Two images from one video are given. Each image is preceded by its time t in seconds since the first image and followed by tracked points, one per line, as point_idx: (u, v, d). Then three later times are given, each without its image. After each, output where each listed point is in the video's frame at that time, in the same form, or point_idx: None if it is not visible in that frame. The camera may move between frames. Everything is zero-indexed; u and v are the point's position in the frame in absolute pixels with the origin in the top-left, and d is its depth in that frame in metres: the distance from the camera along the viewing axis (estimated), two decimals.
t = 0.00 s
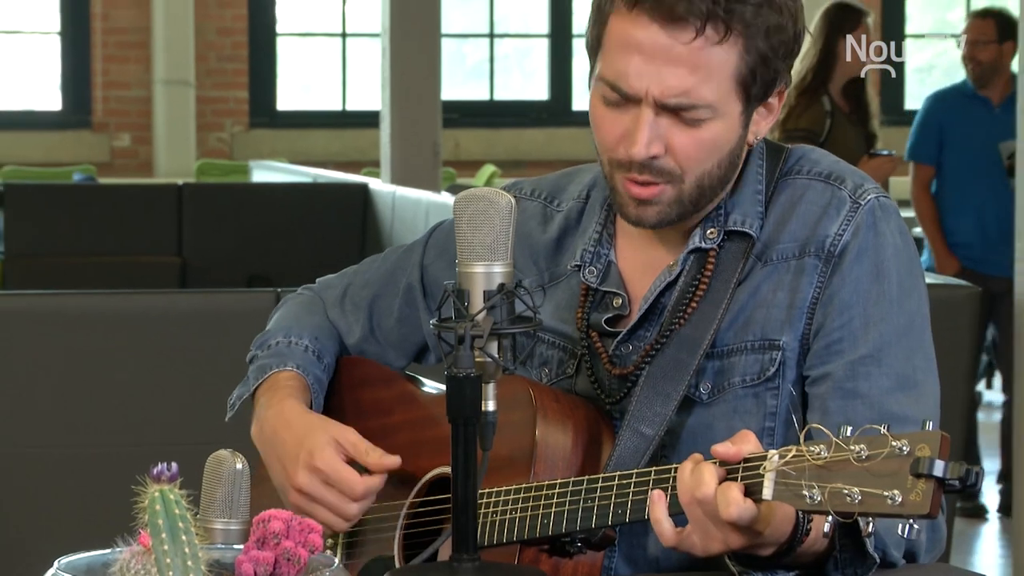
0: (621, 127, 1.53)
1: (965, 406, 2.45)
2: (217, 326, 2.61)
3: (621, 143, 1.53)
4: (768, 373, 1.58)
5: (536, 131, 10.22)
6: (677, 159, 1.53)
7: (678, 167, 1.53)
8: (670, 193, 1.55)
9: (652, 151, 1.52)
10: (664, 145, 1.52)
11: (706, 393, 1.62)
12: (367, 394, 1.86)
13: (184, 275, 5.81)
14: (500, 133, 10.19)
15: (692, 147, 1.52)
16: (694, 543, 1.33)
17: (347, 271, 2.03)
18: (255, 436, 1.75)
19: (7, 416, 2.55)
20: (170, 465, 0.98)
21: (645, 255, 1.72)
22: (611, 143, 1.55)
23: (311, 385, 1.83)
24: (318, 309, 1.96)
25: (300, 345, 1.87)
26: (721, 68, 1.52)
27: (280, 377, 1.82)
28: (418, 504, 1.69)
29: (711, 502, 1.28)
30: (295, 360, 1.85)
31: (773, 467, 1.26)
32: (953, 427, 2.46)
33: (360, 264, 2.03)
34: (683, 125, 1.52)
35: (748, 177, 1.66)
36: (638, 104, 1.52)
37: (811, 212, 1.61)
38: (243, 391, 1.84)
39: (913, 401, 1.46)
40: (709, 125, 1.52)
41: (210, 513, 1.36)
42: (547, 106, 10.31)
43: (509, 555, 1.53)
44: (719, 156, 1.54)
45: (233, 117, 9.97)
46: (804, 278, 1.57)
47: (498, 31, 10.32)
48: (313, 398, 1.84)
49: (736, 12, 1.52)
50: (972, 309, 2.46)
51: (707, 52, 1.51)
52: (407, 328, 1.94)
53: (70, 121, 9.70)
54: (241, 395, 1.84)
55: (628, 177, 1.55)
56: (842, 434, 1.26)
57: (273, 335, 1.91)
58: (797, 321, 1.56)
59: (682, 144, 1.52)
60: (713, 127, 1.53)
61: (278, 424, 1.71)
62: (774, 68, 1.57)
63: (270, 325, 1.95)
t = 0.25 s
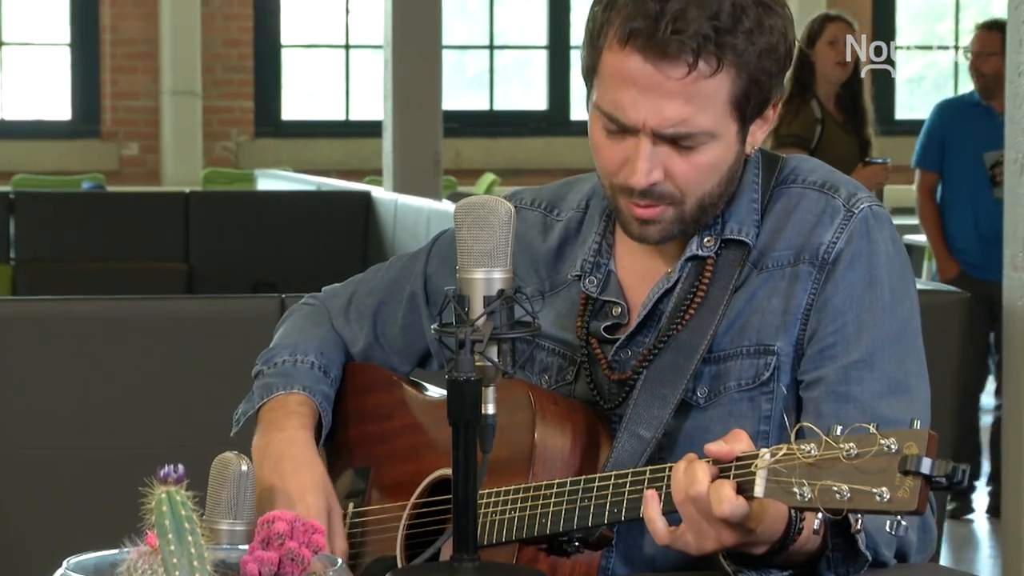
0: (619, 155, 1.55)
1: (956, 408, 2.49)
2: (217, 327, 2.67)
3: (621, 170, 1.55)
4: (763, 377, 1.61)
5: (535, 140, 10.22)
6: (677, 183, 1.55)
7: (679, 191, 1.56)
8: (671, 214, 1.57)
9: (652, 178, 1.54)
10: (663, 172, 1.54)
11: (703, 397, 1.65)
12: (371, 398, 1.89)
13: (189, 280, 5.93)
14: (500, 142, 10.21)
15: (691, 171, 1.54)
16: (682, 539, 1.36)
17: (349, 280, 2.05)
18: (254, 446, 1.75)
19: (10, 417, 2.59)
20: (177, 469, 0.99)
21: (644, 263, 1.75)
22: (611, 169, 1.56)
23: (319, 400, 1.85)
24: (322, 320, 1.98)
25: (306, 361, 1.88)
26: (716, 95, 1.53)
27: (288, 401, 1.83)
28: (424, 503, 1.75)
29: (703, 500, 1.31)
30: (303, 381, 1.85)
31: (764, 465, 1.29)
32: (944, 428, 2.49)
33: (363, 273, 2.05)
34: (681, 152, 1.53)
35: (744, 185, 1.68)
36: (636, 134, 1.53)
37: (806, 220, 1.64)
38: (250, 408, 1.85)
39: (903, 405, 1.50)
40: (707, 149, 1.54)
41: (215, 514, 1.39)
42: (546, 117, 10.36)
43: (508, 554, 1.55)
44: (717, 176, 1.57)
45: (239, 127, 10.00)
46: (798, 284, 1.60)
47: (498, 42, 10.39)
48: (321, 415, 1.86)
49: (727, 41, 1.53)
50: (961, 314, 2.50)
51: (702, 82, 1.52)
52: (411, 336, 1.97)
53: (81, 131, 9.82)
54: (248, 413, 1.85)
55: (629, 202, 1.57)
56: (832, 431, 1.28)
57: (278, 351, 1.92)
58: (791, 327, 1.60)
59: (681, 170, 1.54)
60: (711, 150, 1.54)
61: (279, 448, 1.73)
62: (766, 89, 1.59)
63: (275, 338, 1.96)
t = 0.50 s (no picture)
0: (609, 192, 1.53)
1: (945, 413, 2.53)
2: (218, 330, 2.75)
3: (611, 204, 1.54)
4: (758, 382, 1.64)
5: (533, 149, 10.27)
6: (667, 218, 1.55)
7: (670, 224, 1.55)
8: (664, 241, 1.58)
9: (642, 218, 1.53)
10: (653, 209, 1.53)
11: (699, 401, 1.69)
12: (375, 401, 1.92)
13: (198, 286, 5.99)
14: (501, 151, 10.24)
15: (680, 207, 1.53)
16: (683, 542, 1.39)
17: (354, 286, 2.08)
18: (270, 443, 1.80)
19: (10, 417, 2.68)
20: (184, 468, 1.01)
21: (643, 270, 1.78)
22: (601, 199, 1.56)
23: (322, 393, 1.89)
24: (327, 322, 2.01)
25: (311, 355, 1.93)
26: (700, 145, 1.49)
27: (293, 387, 1.88)
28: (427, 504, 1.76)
29: (702, 503, 1.34)
30: (307, 370, 1.91)
31: (761, 470, 1.32)
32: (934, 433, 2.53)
33: (368, 278, 2.08)
34: (669, 194, 1.52)
35: (739, 197, 1.71)
36: (622, 180, 1.51)
37: (801, 227, 1.67)
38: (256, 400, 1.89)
39: (894, 409, 1.53)
40: (695, 187, 1.52)
41: (220, 515, 1.42)
42: (545, 125, 10.42)
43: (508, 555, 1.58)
44: (707, 203, 1.55)
45: (244, 136, 10.08)
46: (792, 291, 1.63)
47: (497, 53, 10.45)
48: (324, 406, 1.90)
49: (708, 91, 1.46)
50: (953, 321, 2.54)
51: (684, 135, 1.47)
52: (414, 339, 2.00)
53: (92, 140, 9.89)
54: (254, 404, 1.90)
55: (621, 232, 1.57)
56: (828, 438, 1.30)
57: (284, 346, 1.96)
58: (786, 332, 1.62)
59: (670, 207, 1.53)
60: (699, 187, 1.53)
61: (294, 425, 1.78)
62: (754, 115, 1.52)
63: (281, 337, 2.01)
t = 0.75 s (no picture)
0: (609, 220, 1.55)
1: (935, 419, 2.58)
2: (230, 335, 2.91)
3: (612, 232, 1.56)
4: (755, 385, 1.67)
5: (532, 157, 10.31)
6: (667, 241, 1.57)
7: (670, 246, 1.58)
8: (664, 260, 1.61)
9: (643, 246, 1.56)
10: (654, 236, 1.56)
11: (697, 402, 1.72)
12: (378, 404, 1.95)
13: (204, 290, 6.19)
14: (501, 157, 10.28)
15: (680, 231, 1.56)
16: (677, 539, 1.42)
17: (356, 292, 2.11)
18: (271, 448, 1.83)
19: (12, 417, 2.85)
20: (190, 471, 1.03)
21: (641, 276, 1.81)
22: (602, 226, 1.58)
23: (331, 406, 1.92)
24: (332, 330, 2.04)
25: (318, 366, 1.96)
26: (698, 178, 1.51)
27: (302, 404, 1.90)
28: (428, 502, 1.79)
29: (695, 501, 1.37)
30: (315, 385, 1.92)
31: (754, 466, 1.35)
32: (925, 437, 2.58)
33: (370, 285, 2.11)
34: (668, 223, 1.55)
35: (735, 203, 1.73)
36: (622, 214, 1.53)
37: (796, 233, 1.70)
38: (264, 416, 1.91)
39: (888, 410, 1.56)
40: (694, 214, 1.55)
41: (227, 515, 1.45)
42: (544, 135, 10.48)
43: (508, 553, 1.61)
44: (706, 224, 1.58)
45: (251, 144, 10.23)
46: (789, 296, 1.66)
47: (498, 63, 10.46)
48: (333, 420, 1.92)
49: (704, 130, 1.47)
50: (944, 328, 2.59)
51: (681, 172, 1.49)
52: (417, 344, 2.04)
53: (98, 148, 10.04)
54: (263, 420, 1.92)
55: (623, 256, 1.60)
56: (819, 436, 1.34)
57: (291, 359, 1.99)
58: (781, 336, 1.66)
59: (671, 233, 1.56)
60: (698, 214, 1.55)
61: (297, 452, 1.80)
62: (749, 141, 1.53)
63: (286, 349, 2.03)
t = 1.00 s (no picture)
0: (604, 230, 1.59)
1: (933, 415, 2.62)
2: (232, 337, 2.95)
3: (607, 241, 1.60)
4: (749, 386, 1.70)
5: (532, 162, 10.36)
6: (661, 248, 1.61)
7: (664, 253, 1.63)
8: (659, 266, 1.65)
9: (638, 254, 1.60)
10: (649, 244, 1.60)
11: (692, 404, 1.75)
12: (381, 405, 1.98)
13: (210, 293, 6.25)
14: (501, 163, 10.33)
15: (674, 239, 1.60)
16: (676, 539, 1.45)
17: (361, 292, 2.15)
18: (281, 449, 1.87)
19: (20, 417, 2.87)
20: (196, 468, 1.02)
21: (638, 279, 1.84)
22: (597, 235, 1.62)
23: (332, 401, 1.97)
24: (336, 327, 2.08)
25: (320, 361, 2.00)
26: (691, 189, 1.54)
27: (303, 395, 1.95)
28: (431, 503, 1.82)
29: (693, 501, 1.40)
30: (317, 377, 1.98)
31: (751, 469, 1.37)
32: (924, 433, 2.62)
33: (374, 286, 2.14)
34: (662, 232, 1.59)
35: (728, 207, 1.76)
36: (617, 225, 1.57)
37: (789, 237, 1.73)
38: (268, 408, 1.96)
39: (879, 411, 1.59)
40: (687, 223, 1.59)
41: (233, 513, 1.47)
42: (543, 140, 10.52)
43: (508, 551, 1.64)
44: (699, 232, 1.62)
45: (255, 151, 10.34)
46: (781, 299, 1.69)
47: (497, 71, 10.49)
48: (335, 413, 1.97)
49: (695, 145, 1.50)
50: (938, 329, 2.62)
51: (673, 185, 1.52)
52: (419, 345, 2.07)
53: (108, 153, 10.16)
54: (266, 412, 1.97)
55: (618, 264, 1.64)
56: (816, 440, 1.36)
57: (295, 354, 2.03)
58: (774, 338, 1.69)
59: (665, 241, 1.60)
60: (692, 222, 1.59)
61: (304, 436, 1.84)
62: (740, 151, 1.56)
63: (292, 345, 2.08)
